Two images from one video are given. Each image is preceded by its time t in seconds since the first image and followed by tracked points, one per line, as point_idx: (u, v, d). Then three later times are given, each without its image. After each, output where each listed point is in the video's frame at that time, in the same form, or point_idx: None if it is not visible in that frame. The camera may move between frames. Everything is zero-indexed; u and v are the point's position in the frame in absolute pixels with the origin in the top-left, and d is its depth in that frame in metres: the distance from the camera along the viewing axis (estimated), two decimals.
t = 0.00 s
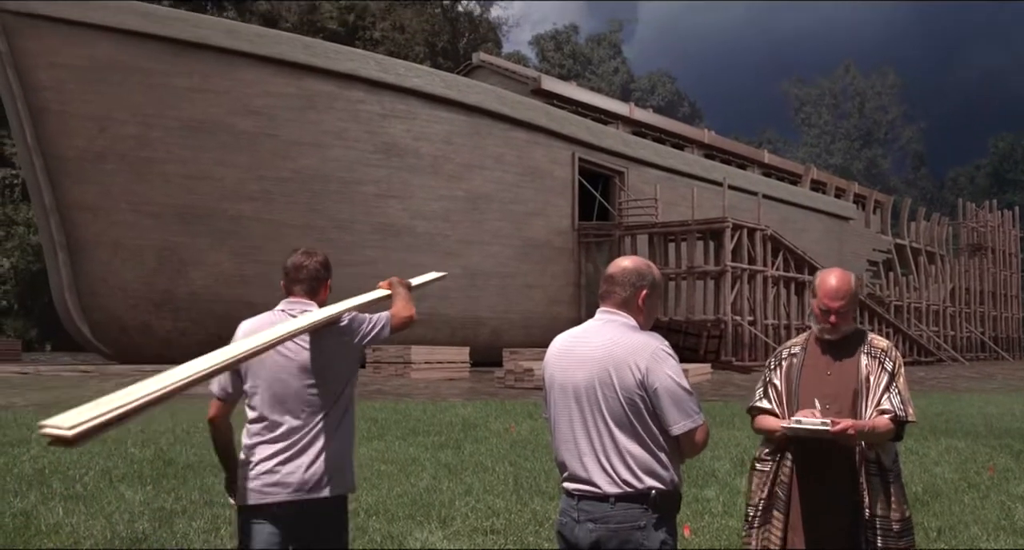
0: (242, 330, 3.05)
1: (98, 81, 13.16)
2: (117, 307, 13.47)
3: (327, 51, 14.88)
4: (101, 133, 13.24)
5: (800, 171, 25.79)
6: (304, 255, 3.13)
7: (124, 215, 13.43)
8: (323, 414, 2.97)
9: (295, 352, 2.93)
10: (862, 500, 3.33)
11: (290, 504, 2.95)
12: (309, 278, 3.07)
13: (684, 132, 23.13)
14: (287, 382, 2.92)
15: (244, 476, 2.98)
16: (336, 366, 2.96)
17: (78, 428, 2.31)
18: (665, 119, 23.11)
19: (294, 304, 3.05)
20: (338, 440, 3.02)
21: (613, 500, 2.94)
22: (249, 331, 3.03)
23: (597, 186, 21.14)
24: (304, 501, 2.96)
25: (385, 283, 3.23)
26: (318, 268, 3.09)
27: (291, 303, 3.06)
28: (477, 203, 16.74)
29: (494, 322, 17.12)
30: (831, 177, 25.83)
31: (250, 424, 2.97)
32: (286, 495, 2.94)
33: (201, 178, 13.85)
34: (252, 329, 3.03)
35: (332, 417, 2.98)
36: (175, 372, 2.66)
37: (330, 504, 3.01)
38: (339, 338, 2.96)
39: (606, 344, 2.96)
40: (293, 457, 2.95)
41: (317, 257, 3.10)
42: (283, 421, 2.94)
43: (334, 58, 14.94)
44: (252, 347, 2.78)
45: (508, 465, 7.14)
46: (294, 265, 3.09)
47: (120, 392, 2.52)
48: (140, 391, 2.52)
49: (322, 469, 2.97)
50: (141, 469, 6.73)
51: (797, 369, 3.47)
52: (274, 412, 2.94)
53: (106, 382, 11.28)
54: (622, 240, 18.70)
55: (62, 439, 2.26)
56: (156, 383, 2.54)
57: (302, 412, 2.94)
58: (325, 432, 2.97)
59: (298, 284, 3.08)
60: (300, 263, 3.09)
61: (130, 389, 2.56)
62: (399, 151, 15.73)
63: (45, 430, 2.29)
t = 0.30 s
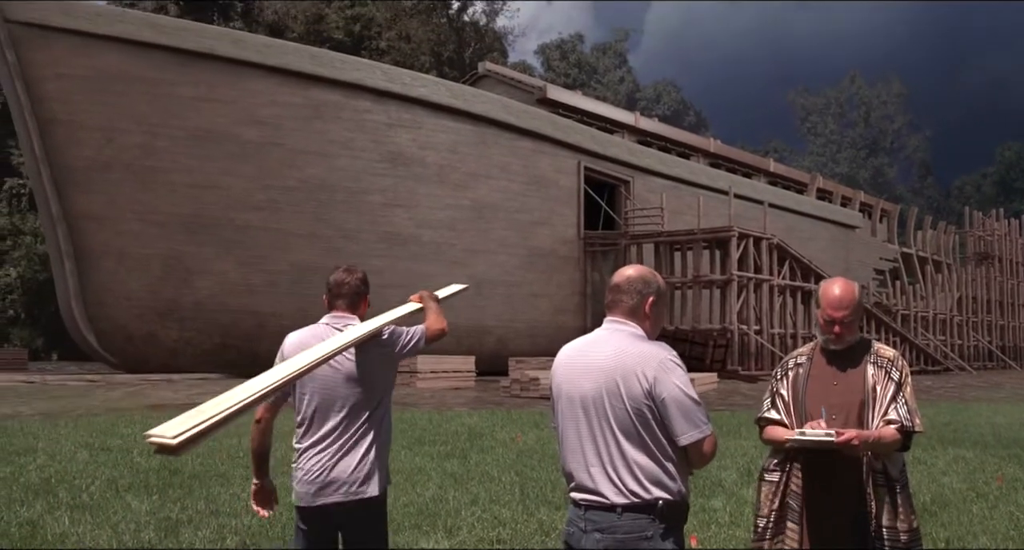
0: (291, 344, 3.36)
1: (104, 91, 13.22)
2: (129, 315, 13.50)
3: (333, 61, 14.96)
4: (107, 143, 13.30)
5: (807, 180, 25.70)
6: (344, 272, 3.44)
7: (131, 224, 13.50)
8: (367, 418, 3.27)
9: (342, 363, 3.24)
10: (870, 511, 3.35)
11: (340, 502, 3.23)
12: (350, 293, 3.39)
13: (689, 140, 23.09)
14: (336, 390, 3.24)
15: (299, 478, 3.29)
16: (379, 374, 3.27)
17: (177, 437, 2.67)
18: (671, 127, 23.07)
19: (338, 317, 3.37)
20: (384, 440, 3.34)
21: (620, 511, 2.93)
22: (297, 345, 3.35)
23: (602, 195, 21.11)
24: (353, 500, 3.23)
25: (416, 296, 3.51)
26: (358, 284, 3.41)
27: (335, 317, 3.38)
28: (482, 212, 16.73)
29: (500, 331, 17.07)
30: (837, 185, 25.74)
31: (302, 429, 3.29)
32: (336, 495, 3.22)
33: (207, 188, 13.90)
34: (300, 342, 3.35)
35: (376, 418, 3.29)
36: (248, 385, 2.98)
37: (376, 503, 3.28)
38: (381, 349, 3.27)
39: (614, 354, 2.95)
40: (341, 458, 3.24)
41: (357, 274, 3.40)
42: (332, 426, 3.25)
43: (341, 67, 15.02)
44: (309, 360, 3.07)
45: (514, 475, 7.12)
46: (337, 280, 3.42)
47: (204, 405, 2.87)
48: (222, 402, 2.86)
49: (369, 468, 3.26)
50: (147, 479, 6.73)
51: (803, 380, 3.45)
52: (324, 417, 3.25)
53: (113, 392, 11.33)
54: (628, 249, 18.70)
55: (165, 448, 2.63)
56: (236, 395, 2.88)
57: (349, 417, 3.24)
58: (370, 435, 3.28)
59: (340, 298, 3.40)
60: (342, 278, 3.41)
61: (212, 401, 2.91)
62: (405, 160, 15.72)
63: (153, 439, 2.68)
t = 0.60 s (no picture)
0: (320, 349, 3.59)
1: (109, 101, 13.27)
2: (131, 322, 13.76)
3: (338, 71, 14.97)
4: (112, 152, 13.34)
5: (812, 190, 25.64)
6: (368, 286, 3.69)
7: (136, 234, 13.54)
8: (389, 417, 3.52)
9: (368, 367, 3.51)
10: (875, 521, 3.33)
11: (363, 493, 3.43)
12: (375, 305, 3.63)
13: (693, 150, 23.06)
14: (363, 391, 3.50)
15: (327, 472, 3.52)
16: (404, 378, 3.55)
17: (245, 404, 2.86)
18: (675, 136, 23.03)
19: (364, 327, 3.60)
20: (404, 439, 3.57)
21: (625, 520, 2.92)
22: (325, 350, 3.58)
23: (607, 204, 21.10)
24: (374, 491, 3.43)
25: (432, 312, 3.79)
26: (382, 297, 3.65)
27: (361, 326, 3.61)
28: (487, 221, 16.68)
29: (504, 339, 17.05)
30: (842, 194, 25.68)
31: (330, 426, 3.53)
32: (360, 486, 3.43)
33: (211, 197, 13.91)
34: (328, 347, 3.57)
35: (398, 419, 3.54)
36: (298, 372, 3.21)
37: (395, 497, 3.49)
38: (405, 356, 3.55)
39: (619, 363, 2.94)
40: (364, 454, 3.47)
41: (381, 287, 3.65)
42: (357, 421, 3.49)
43: (346, 77, 15.04)
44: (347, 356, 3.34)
45: (519, 485, 7.10)
46: (362, 293, 3.65)
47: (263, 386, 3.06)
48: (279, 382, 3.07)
49: (389, 463, 3.49)
50: (150, 488, 6.71)
51: (808, 390, 3.44)
52: (351, 414, 3.50)
53: (116, 401, 11.35)
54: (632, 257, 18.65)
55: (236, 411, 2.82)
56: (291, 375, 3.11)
57: (375, 416, 3.49)
58: (391, 432, 3.52)
59: (365, 310, 3.63)
60: (367, 292, 3.65)
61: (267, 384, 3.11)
62: (409, 169, 15.69)
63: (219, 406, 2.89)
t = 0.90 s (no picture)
0: (343, 366, 3.71)
1: (115, 110, 13.33)
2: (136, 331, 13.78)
3: (343, 79, 14.98)
4: (118, 161, 13.39)
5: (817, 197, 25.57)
6: (389, 305, 3.80)
7: (141, 242, 13.58)
8: (407, 428, 3.62)
9: (387, 383, 3.61)
10: (882, 530, 3.34)
11: (380, 500, 3.54)
12: (394, 323, 3.75)
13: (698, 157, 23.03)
14: (381, 405, 3.60)
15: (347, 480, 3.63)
16: (421, 393, 3.64)
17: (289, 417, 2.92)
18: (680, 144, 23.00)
19: (383, 345, 3.70)
20: (421, 450, 3.66)
21: (631, 529, 2.91)
22: (348, 367, 3.70)
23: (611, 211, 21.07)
24: (391, 499, 3.54)
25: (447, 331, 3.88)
26: (401, 316, 3.77)
27: (381, 344, 3.72)
28: (491, 229, 16.67)
29: (508, 348, 17.04)
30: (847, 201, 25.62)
31: (352, 435, 3.65)
32: (378, 493, 3.54)
33: (216, 205, 13.94)
34: (351, 364, 3.70)
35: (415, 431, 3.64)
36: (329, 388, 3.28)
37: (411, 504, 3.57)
38: (423, 372, 3.64)
39: (624, 371, 2.93)
40: (383, 464, 3.57)
41: (400, 306, 3.76)
42: (376, 433, 3.60)
43: (351, 85, 15.05)
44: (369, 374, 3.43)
45: (524, 493, 7.08)
46: (382, 312, 3.77)
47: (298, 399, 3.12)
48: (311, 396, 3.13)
49: (406, 472, 3.58)
50: (155, 497, 6.71)
51: (814, 398, 3.42)
52: (371, 425, 3.60)
53: (121, 409, 11.36)
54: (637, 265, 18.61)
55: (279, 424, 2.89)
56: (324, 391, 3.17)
57: (392, 428, 3.59)
58: (409, 444, 3.62)
59: (385, 328, 3.75)
60: (387, 311, 3.76)
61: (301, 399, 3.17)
62: (414, 177, 15.68)
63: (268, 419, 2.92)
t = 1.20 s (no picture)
0: (363, 368, 3.86)
1: (121, 119, 13.39)
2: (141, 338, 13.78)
3: (348, 88, 15.01)
4: (124, 170, 13.45)
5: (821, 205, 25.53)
6: (407, 309, 3.96)
7: (147, 251, 13.63)
8: (426, 426, 3.83)
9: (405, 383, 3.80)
10: (889, 540, 3.29)
11: (402, 492, 3.73)
12: (413, 327, 3.92)
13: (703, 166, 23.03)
14: (400, 404, 3.80)
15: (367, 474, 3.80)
16: (439, 393, 3.85)
17: (318, 424, 3.17)
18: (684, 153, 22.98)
19: (402, 348, 3.88)
20: (438, 445, 3.87)
21: (635, 539, 2.90)
22: (369, 368, 3.84)
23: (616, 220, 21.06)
24: (411, 490, 3.74)
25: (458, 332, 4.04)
26: (419, 320, 3.93)
27: (400, 347, 3.90)
28: (496, 237, 16.65)
29: (513, 356, 17.03)
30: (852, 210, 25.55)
31: (372, 432, 3.82)
32: (400, 486, 3.73)
33: (221, 213, 13.98)
34: (372, 365, 3.84)
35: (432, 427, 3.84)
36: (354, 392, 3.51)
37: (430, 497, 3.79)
38: (440, 373, 3.84)
39: (628, 381, 2.92)
40: (403, 457, 3.76)
41: (419, 311, 3.92)
42: (395, 429, 3.79)
43: (356, 94, 15.06)
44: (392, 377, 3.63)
45: (530, 502, 7.07)
46: (401, 316, 3.94)
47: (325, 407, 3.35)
48: (337, 403, 3.36)
49: (425, 465, 3.78)
50: (161, 505, 6.71)
51: (819, 406, 3.41)
52: (392, 423, 3.79)
53: (127, 417, 11.38)
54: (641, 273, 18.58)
55: (310, 432, 3.13)
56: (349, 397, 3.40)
57: (411, 425, 3.79)
58: (426, 439, 3.82)
59: (404, 331, 3.93)
60: (406, 315, 3.93)
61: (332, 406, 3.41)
62: (419, 186, 15.68)
63: (296, 425, 3.18)
